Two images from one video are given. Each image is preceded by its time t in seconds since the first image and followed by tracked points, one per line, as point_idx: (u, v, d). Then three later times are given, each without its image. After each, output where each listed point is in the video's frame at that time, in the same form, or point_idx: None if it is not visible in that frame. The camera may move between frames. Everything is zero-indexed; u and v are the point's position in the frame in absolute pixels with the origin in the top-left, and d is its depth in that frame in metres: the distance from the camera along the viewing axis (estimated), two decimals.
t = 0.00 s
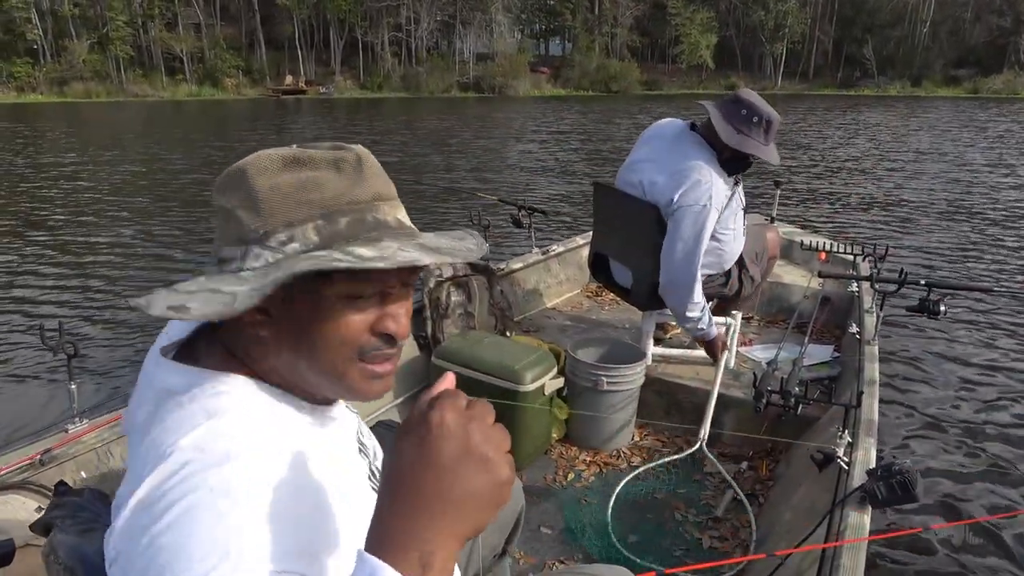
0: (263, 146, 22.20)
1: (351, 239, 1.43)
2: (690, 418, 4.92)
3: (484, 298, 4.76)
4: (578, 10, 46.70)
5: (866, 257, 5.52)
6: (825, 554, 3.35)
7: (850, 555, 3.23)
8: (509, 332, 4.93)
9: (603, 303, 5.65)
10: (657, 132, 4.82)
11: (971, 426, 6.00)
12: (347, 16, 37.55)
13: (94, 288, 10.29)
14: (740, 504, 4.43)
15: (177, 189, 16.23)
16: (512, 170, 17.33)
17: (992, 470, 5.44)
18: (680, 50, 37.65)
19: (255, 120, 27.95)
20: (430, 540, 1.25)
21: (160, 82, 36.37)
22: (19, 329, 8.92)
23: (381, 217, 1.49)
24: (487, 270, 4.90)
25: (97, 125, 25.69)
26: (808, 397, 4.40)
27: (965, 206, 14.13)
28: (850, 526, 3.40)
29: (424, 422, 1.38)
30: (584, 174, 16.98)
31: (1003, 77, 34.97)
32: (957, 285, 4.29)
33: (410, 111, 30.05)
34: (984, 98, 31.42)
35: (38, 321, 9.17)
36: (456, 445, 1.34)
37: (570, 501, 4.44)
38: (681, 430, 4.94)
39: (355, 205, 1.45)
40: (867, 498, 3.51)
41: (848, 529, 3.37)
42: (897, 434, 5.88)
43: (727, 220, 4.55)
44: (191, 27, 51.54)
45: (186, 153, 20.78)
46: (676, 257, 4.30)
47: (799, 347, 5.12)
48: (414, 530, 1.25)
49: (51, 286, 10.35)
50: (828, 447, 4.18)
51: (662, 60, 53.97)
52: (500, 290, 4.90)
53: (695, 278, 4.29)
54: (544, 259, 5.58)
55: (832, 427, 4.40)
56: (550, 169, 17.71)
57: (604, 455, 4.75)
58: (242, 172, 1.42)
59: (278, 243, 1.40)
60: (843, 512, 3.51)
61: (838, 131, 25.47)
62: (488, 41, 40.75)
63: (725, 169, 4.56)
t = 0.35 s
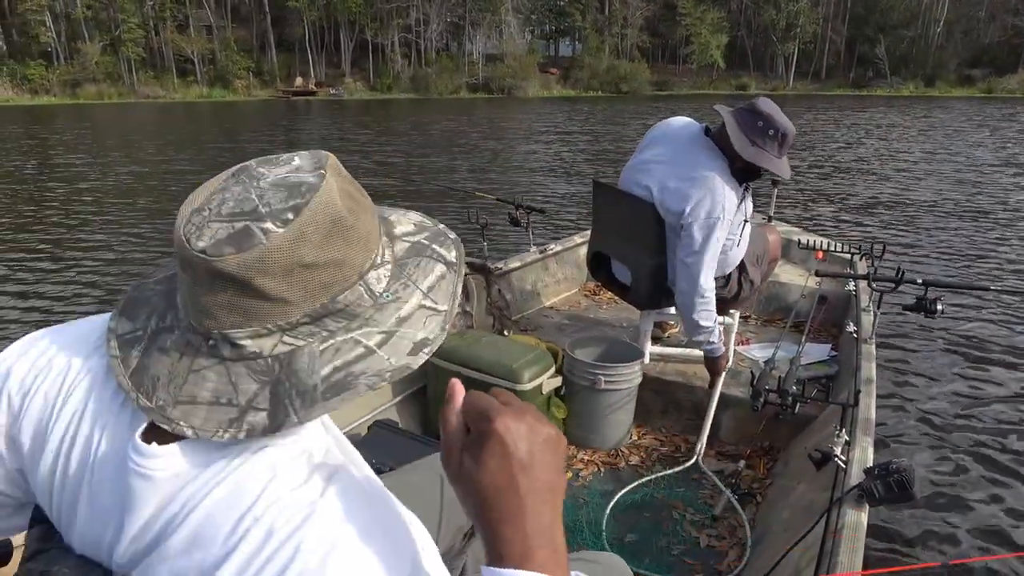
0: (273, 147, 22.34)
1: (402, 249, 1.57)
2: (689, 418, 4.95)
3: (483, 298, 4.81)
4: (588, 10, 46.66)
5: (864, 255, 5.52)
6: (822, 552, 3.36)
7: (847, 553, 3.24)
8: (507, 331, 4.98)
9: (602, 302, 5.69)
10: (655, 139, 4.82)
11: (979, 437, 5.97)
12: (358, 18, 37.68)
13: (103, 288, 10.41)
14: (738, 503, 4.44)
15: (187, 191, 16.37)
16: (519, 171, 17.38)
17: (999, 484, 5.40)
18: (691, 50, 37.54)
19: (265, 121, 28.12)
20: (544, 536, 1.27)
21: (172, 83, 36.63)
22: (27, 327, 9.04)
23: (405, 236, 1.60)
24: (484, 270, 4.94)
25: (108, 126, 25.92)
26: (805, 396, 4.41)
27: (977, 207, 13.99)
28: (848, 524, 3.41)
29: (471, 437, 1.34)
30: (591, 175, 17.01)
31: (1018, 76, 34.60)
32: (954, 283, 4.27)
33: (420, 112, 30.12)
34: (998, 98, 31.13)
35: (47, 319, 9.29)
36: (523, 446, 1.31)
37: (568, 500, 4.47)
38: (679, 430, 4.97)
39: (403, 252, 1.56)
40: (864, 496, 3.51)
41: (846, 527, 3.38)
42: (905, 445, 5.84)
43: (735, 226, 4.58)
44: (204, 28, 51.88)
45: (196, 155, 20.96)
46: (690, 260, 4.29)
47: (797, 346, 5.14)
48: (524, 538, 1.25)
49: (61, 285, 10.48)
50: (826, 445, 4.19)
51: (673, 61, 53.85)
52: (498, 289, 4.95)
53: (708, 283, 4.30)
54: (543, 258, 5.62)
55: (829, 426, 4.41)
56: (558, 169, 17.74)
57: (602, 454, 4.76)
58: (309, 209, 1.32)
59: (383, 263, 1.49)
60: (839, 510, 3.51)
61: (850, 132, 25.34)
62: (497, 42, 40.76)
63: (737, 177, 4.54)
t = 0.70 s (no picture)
0: (283, 146, 22.46)
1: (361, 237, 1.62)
2: (690, 419, 4.95)
3: (484, 299, 4.84)
4: (599, 12, 46.53)
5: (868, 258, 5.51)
6: (825, 556, 3.34)
7: (849, 556, 3.23)
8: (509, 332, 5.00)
9: (603, 303, 5.71)
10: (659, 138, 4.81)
11: (986, 442, 5.93)
12: (370, 19, 37.81)
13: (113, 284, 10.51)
14: (740, 504, 4.43)
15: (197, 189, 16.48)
16: (527, 172, 17.40)
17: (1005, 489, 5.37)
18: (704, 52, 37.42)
19: (277, 121, 28.27)
20: (621, 521, 1.33)
21: (185, 83, 36.89)
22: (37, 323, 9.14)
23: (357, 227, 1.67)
24: (486, 271, 4.96)
25: (121, 125, 26.16)
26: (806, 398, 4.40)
27: (991, 211, 13.87)
28: (851, 528, 3.40)
29: (536, 448, 1.35)
30: (600, 176, 17.00)
31: None
32: (955, 286, 4.26)
33: (431, 112, 30.17)
34: (1015, 101, 30.82)
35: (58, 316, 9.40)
36: (588, 445, 1.34)
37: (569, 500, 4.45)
38: (680, 432, 4.97)
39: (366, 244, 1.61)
40: (867, 498, 3.49)
41: (849, 531, 3.37)
42: (911, 449, 5.82)
43: (737, 226, 4.57)
44: (217, 28, 52.16)
45: (209, 154, 21.10)
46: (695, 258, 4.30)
47: (799, 348, 5.14)
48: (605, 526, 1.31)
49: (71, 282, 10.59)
50: (827, 447, 4.18)
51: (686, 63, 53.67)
52: (499, 290, 4.96)
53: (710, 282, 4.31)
54: (544, 259, 5.63)
55: (831, 428, 4.40)
56: (567, 171, 17.76)
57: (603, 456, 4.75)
58: (336, 217, 1.32)
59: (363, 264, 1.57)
60: (841, 514, 3.50)
61: (864, 135, 25.22)
62: (509, 42, 40.75)
63: (739, 176, 4.53)
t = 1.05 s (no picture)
0: (293, 147, 22.61)
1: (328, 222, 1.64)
2: (690, 419, 4.97)
3: (482, 299, 4.87)
4: (610, 12, 46.41)
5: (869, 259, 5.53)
6: (825, 556, 3.33)
7: (849, 556, 3.23)
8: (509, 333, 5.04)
9: (603, 304, 5.75)
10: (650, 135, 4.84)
11: (988, 450, 5.95)
12: (381, 20, 37.89)
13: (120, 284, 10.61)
14: (739, 505, 4.43)
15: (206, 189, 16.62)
16: (534, 173, 17.44)
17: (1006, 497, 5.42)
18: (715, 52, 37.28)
19: (286, 122, 28.40)
20: (627, 510, 1.36)
21: (197, 84, 37.11)
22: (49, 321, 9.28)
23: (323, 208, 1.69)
24: (485, 271, 4.99)
25: (133, 126, 26.37)
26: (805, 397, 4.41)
27: (1002, 213, 13.80)
28: (851, 528, 3.39)
29: (546, 434, 1.38)
30: (607, 177, 17.01)
31: None
32: (954, 286, 4.26)
33: (441, 113, 30.24)
34: None
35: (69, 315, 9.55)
36: (595, 434, 1.37)
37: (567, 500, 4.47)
38: (680, 432, 4.99)
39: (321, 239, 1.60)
40: (867, 499, 3.49)
41: (849, 531, 3.36)
42: (913, 455, 5.88)
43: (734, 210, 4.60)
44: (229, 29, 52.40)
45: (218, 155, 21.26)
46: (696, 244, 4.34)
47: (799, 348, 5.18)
48: (612, 514, 1.34)
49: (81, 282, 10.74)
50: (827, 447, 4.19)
51: (697, 63, 53.44)
52: (498, 290, 5.00)
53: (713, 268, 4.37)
54: (543, 260, 5.65)
55: (831, 427, 4.41)
56: (575, 171, 17.80)
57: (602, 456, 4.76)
58: (301, 211, 1.36)
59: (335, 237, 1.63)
60: (840, 514, 3.49)
61: (876, 135, 25.10)
62: (520, 42, 40.73)
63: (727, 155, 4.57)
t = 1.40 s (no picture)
0: (302, 147, 22.63)
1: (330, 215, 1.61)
2: (693, 424, 4.95)
3: (482, 303, 4.86)
4: (622, 13, 46.31)
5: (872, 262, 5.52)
6: (827, 560, 3.28)
7: (852, 560, 3.16)
8: (510, 337, 5.05)
9: (604, 308, 5.76)
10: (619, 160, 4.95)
11: (995, 457, 5.88)
12: (393, 20, 37.98)
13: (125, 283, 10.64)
14: (742, 509, 4.41)
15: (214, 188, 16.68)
16: (542, 175, 17.40)
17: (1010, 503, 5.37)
18: (729, 54, 37.07)
19: (298, 122, 28.47)
20: (581, 533, 1.37)
21: (209, 83, 37.29)
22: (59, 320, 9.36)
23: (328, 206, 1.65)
24: (487, 275, 5.01)
25: (145, 125, 26.50)
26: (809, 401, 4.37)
27: (1016, 218, 13.66)
28: (854, 530, 3.34)
29: (508, 442, 1.44)
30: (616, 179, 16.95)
31: None
32: (956, 289, 4.24)
33: (451, 114, 30.25)
34: None
35: (79, 314, 9.61)
36: (558, 450, 1.42)
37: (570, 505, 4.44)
38: (682, 436, 4.98)
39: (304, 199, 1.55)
40: (869, 502, 3.46)
41: (852, 533, 3.31)
42: (919, 461, 5.82)
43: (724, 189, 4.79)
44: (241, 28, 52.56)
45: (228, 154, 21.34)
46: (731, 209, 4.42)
47: (801, 352, 5.18)
48: (564, 532, 1.36)
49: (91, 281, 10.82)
50: (830, 451, 4.16)
51: (710, 64, 53.18)
52: (499, 294, 5.00)
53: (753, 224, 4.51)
54: (545, 263, 5.64)
55: (833, 431, 4.38)
56: (584, 174, 17.76)
57: (606, 461, 4.73)
58: (221, 185, 1.35)
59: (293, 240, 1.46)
60: (844, 517, 3.45)
61: (889, 139, 24.94)
62: (532, 43, 40.66)
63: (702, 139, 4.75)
